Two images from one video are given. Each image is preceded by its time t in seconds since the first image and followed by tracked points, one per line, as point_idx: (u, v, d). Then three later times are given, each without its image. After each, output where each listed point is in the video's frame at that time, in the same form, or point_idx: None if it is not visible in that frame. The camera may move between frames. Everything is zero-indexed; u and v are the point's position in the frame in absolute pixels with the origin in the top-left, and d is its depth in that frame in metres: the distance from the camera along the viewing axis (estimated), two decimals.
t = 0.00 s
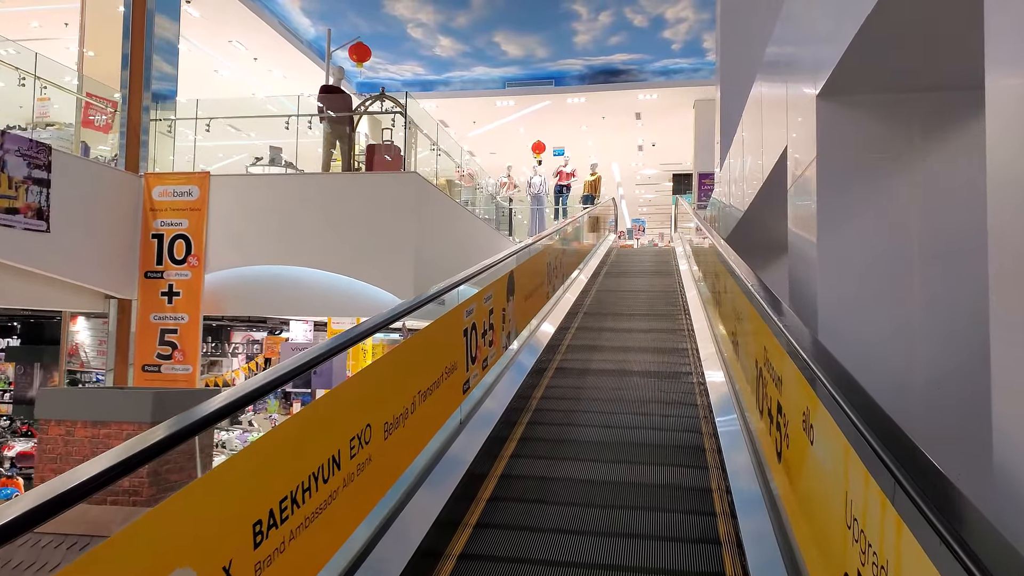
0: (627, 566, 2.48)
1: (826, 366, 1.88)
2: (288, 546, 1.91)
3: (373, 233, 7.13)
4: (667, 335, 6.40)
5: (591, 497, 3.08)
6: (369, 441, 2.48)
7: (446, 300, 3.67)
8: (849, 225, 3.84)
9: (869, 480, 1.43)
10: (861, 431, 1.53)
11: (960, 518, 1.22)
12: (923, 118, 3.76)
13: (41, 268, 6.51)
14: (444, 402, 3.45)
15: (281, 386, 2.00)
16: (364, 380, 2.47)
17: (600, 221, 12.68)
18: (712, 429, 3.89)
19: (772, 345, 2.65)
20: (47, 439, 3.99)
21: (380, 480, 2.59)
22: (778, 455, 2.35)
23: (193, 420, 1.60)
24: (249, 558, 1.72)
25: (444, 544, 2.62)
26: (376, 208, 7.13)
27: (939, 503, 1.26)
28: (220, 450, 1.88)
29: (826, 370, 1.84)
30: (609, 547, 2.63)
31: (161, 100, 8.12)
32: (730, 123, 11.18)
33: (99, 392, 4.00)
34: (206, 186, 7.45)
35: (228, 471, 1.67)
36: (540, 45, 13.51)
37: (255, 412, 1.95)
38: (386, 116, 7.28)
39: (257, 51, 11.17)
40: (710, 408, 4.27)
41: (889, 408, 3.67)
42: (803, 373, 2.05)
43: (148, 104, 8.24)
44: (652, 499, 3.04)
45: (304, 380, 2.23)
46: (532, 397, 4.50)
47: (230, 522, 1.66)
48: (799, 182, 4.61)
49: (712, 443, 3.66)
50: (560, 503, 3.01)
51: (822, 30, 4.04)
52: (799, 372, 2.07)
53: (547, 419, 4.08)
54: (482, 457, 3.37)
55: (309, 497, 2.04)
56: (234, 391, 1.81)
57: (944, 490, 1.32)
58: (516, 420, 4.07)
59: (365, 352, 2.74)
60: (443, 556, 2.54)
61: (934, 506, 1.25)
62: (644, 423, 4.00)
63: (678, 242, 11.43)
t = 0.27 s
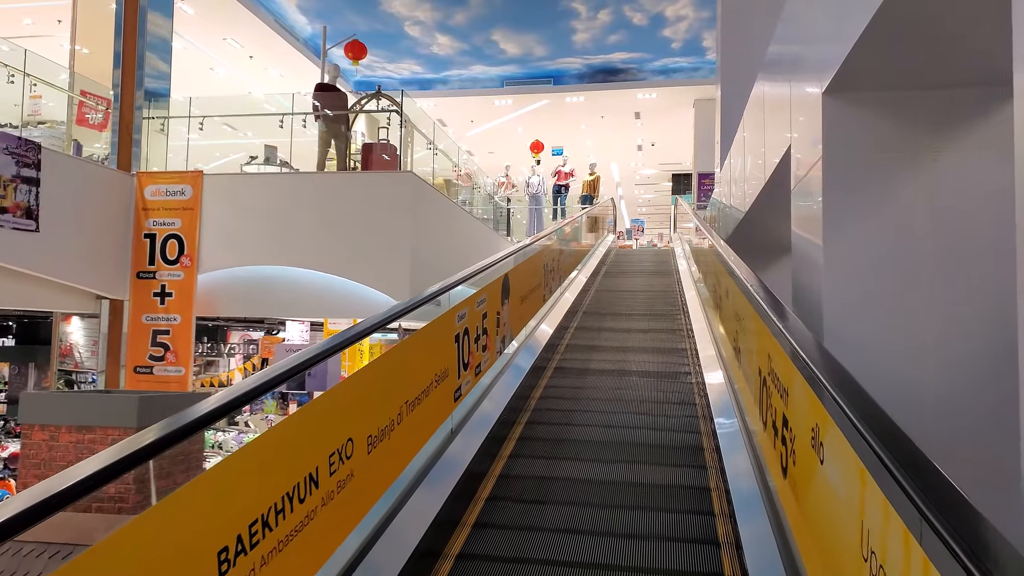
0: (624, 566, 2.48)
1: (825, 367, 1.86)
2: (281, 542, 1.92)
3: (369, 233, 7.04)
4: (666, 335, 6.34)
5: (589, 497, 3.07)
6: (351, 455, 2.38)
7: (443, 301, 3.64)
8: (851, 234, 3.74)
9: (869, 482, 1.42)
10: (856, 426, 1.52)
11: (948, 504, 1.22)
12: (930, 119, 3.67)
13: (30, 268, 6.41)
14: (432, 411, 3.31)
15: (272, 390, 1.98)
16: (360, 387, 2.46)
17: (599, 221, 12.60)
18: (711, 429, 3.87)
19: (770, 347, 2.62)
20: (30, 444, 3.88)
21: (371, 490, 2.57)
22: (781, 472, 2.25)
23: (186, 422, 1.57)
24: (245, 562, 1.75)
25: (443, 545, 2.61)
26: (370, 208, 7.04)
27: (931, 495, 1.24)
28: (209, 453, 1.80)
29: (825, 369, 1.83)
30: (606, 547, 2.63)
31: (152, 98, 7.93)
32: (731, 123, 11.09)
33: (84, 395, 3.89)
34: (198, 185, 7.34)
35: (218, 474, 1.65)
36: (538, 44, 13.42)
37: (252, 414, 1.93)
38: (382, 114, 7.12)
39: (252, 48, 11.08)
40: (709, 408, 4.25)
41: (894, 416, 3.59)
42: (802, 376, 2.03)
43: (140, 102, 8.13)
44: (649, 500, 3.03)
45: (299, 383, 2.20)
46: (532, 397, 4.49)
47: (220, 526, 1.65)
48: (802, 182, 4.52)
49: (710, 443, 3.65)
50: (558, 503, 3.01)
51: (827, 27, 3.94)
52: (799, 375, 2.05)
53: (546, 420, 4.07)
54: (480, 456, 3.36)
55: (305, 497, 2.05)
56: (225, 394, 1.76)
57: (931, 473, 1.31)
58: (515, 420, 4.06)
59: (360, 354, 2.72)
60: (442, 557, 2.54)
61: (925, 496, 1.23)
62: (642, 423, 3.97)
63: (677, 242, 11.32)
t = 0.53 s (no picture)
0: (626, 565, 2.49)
1: (825, 365, 1.85)
2: (280, 542, 1.90)
3: (365, 234, 6.95)
4: (666, 335, 6.28)
5: (589, 496, 3.07)
6: (333, 472, 2.22)
7: (439, 302, 3.60)
8: (865, 235, 3.62)
9: (876, 487, 1.41)
10: (859, 428, 1.52)
11: (950, 500, 1.22)
12: (940, 117, 3.57)
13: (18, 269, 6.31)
14: (424, 420, 3.18)
15: (265, 394, 1.96)
16: (361, 388, 2.44)
17: (598, 220, 12.51)
18: (711, 429, 3.87)
19: (771, 346, 2.60)
20: (13, 451, 3.76)
21: (371, 495, 2.55)
22: (789, 487, 2.17)
23: (176, 427, 1.58)
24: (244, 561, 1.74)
25: (441, 545, 2.61)
26: (366, 208, 6.94)
27: (936, 497, 1.24)
28: (202, 455, 1.78)
29: (827, 368, 1.81)
30: (607, 545, 2.64)
31: (145, 98, 7.97)
32: (732, 121, 11.00)
33: (68, 401, 3.78)
34: (191, 185, 7.23)
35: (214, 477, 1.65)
36: (536, 42, 13.32)
37: (247, 415, 1.91)
38: (377, 113, 7.05)
39: (247, 47, 10.97)
40: (709, 407, 4.25)
41: (902, 422, 3.49)
42: (802, 373, 2.03)
43: (132, 101, 8.04)
44: (650, 498, 3.04)
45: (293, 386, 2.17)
46: (532, 397, 4.48)
47: (217, 531, 1.65)
48: (806, 182, 4.43)
49: (710, 442, 3.67)
50: (558, 502, 3.01)
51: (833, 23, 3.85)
52: (799, 373, 2.04)
53: (545, 419, 4.06)
54: (479, 457, 3.37)
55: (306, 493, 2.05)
56: (219, 395, 1.78)
57: (935, 472, 1.31)
58: (514, 419, 4.06)
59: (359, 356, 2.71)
60: (442, 556, 2.53)
61: (931, 499, 1.23)
62: (641, 422, 3.98)
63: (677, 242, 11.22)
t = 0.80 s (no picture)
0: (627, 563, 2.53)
1: (826, 362, 1.86)
2: (287, 542, 1.92)
3: (361, 234, 6.85)
4: (665, 331, 6.24)
5: (588, 493, 3.13)
6: (310, 490, 2.07)
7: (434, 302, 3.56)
8: (872, 235, 3.50)
9: (874, 477, 1.43)
10: (859, 424, 1.53)
11: (947, 491, 1.24)
12: (948, 113, 3.46)
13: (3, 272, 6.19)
14: (415, 428, 3.06)
15: (258, 396, 1.90)
16: (359, 384, 2.41)
17: (596, 218, 12.45)
18: (710, 426, 3.93)
19: (772, 344, 2.60)
20: None
21: (378, 482, 2.57)
22: (796, 503, 2.05)
23: (173, 428, 1.53)
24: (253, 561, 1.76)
25: (443, 543, 2.66)
26: (360, 207, 6.84)
27: (935, 492, 1.25)
28: (196, 458, 1.71)
29: (828, 366, 1.81)
30: (606, 542, 2.69)
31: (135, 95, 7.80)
32: (730, 118, 10.92)
33: (49, 408, 3.66)
34: (182, 185, 7.09)
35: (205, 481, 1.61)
36: (533, 38, 13.22)
37: (244, 417, 1.89)
38: (371, 110, 6.92)
39: (239, 45, 10.87)
40: (707, 404, 4.30)
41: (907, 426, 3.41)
42: (802, 370, 2.03)
43: (121, 98, 7.87)
44: (650, 496, 3.09)
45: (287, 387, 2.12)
46: (531, 395, 4.52)
47: (210, 537, 1.61)
48: (808, 179, 4.34)
49: (709, 440, 3.72)
50: (558, 500, 3.06)
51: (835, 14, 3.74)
52: (799, 371, 2.04)
53: (544, 417, 4.11)
54: (478, 455, 3.42)
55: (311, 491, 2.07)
56: (212, 398, 1.71)
57: (934, 467, 1.31)
58: (513, 417, 4.10)
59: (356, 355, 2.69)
60: (442, 554, 2.59)
61: (930, 494, 1.24)
62: (640, 419, 4.03)
63: (675, 240, 11.11)
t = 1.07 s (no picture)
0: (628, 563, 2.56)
1: (826, 362, 1.87)
2: (294, 538, 1.93)
3: (354, 235, 6.76)
4: (663, 330, 6.22)
5: (587, 492, 3.17)
6: (283, 513, 1.89)
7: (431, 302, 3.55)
8: (878, 233, 3.42)
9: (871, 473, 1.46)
10: (862, 426, 1.54)
11: (950, 492, 1.26)
12: (954, 109, 3.38)
13: None
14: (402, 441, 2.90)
15: (252, 397, 1.85)
16: (360, 383, 2.41)
17: (594, 217, 12.37)
18: (708, 424, 3.97)
19: (771, 345, 2.59)
20: None
21: (371, 488, 2.49)
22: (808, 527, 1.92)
23: (165, 430, 1.48)
24: (262, 561, 1.78)
25: (442, 542, 2.70)
26: (355, 207, 6.75)
27: (938, 494, 1.26)
28: (190, 460, 1.69)
29: (829, 366, 1.83)
30: (606, 541, 2.72)
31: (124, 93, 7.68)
32: (729, 115, 10.83)
33: (31, 414, 3.57)
34: (173, 184, 6.95)
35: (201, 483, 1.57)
36: (530, 36, 13.11)
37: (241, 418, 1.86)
38: (365, 109, 6.79)
39: (233, 42, 10.75)
40: (706, 402, 4.34)
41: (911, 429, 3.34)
42: (802, 370, 2.05)
43: (110, 97, 7.76)
44: (650, 495, 3.12)
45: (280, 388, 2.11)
46: (529, 394, 4.56)
47: (213, 540, 1.59)
48: (808, 177, 4.27)
49: (708, 437, 3.76)
50: (557, 500, 3.10)
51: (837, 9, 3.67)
52: (800, 372, 2.05)
53: (543, 416, 4.16)
54: (478, 454, 3.48)
55: (317, 487, 2.08)
56: (207, 398, 1.67)
57: (937, 470, 1.33)
58: (512, 417, 4.14)
59: (352, 356, 2.68)
60: (441, 554, 2.63)
61: (934, 497, 1.25)
62: (639, 419, 4.07)
63: (674, 239, 11.03)
